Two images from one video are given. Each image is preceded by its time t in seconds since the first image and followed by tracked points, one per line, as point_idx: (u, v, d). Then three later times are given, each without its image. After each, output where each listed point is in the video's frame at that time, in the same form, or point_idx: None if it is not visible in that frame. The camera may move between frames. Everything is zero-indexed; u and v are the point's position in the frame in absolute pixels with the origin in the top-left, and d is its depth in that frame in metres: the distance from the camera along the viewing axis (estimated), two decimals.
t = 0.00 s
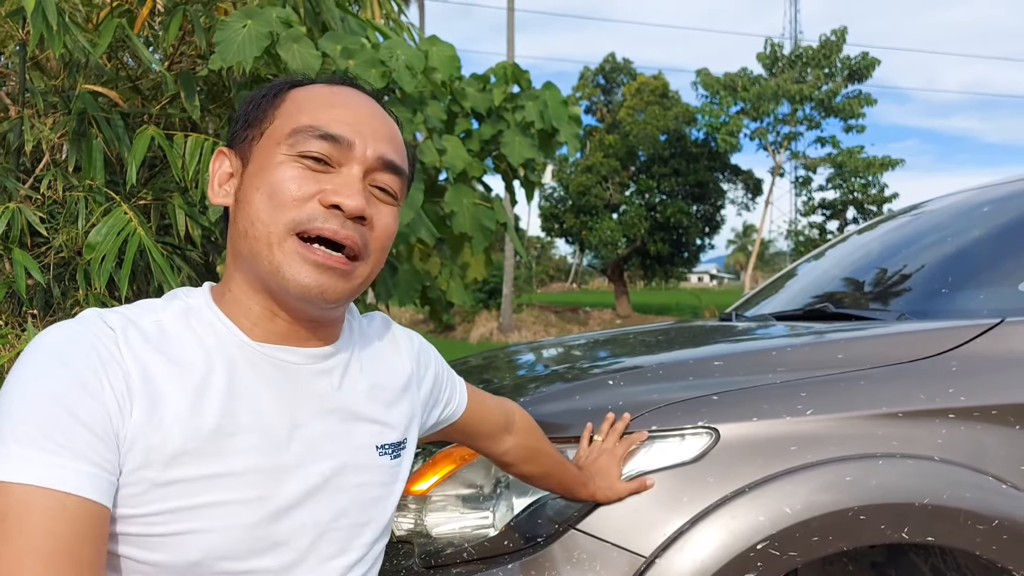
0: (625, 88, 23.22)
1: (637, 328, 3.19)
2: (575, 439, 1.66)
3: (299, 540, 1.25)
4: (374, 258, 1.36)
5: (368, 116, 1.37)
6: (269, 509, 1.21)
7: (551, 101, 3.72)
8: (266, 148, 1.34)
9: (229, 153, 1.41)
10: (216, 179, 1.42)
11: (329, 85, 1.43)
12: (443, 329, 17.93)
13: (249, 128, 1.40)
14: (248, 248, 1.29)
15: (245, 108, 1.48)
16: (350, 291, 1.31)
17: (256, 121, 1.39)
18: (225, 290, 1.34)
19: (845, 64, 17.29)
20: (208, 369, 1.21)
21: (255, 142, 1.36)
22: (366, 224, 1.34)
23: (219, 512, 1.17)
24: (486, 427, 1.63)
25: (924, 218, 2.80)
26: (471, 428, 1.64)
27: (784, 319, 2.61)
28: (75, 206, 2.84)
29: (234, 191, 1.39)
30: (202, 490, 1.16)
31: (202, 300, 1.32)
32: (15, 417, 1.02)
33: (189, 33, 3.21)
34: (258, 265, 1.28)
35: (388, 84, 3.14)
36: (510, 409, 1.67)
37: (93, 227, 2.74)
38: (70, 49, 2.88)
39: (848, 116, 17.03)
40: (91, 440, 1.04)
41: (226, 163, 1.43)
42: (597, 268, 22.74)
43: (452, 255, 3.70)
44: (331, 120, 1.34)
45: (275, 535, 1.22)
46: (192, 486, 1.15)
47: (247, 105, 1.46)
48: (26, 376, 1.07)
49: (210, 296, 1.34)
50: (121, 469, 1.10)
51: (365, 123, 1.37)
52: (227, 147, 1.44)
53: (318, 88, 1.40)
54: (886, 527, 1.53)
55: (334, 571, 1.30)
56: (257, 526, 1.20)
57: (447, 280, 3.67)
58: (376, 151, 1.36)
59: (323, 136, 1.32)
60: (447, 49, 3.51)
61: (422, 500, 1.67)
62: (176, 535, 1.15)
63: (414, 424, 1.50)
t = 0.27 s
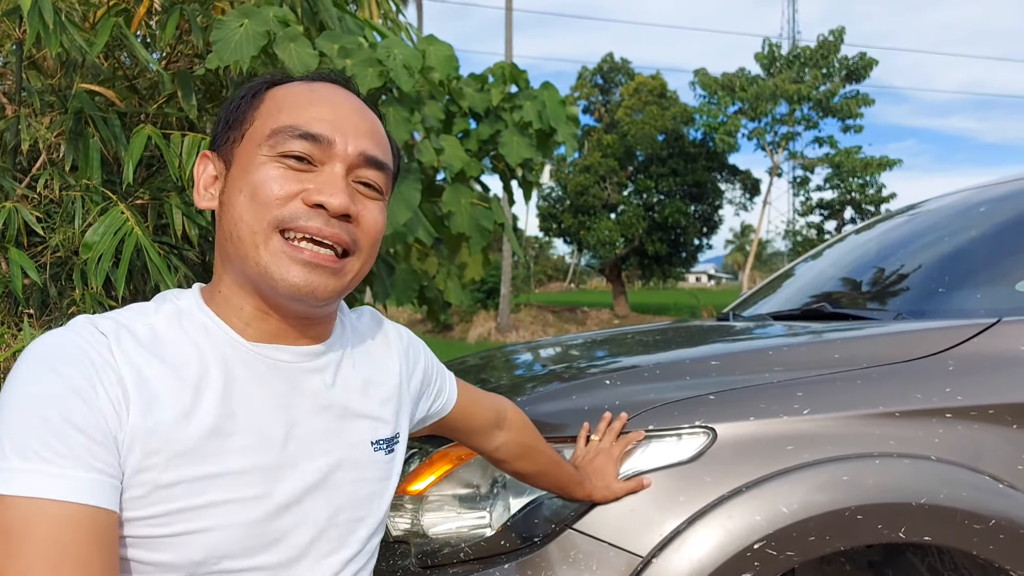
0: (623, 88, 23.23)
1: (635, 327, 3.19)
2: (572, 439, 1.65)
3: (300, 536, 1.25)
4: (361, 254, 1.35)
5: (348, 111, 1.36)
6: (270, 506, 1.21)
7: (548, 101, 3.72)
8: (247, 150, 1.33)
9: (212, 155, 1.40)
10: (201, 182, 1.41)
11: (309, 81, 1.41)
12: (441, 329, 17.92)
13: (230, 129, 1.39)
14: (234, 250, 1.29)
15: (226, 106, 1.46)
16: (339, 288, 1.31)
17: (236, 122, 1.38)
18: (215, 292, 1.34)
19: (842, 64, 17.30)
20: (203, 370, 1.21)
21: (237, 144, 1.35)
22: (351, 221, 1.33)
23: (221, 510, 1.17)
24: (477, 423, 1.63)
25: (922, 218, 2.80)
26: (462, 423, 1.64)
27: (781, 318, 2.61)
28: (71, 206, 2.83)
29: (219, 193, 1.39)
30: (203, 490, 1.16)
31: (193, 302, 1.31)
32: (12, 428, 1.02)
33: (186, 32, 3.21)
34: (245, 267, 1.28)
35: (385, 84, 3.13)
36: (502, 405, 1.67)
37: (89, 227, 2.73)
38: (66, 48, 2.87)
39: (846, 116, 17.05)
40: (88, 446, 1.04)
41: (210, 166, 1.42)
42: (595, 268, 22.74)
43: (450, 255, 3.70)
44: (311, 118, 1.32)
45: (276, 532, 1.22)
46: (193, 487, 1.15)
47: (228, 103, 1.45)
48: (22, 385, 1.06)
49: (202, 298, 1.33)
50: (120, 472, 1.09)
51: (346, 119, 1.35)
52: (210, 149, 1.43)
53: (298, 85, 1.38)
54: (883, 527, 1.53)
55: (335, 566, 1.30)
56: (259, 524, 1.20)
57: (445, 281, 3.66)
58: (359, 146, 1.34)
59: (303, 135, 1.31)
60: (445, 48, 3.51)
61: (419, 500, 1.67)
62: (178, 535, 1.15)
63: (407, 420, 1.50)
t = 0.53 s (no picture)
0: (623, 88, 23.22)
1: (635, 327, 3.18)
2: (572, 439, 1.65)
3: (314, 535, 1.26)
4: (365, 259, 1.35)
5: (347, 117, 1.34)
6: (285, 505, 1.22)
7: (548, 101, 3.72)
8: (247, 159, 1.31)
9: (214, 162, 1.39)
10: (203, 190, 1.40)
11: (308, 84, 1.39)
12: (440, 329, 17.92)
13: (230, 137, 1.37)
14: (239, 260, 1.28)
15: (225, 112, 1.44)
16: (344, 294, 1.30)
17: (236, 130, 1.36)
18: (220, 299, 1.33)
19: (842, 64, 17.30)
20: (219, 370, 1.21)
21: (238, 153, 1.34)
22: (355, 227, 1.32)
23: (237, 510, 1.17)
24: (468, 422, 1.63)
25: (921, 218, 2.80)
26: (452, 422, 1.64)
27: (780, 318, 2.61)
28: (70, 206, 2.83)
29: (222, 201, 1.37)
30: (222, 489, 1.15)
31: (203, 304, 1.30)
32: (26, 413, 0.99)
33: (185, 32, 3.20)
34: (250, 276, 1.27)
35: (384, 84, 3.12)
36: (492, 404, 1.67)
37: (89, 226, 2.72)
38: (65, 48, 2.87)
39: (845, 116, 17.05)
40: (107, 438, 1.02)
41: (211, 173, 1.41)
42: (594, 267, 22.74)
43: (449, 255, 3.70)
44: (310, 125, 1.30)
45: (289, 532, 1.23)
46: (212, 486, 1.14)
47: (227, 108, 1.43)
48: (36, 375, 1.04)
49: (210, 300, 1.32)
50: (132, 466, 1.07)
51: (346, 125, 1.33)
52: (210, 156, 1.41)
53: (296, 90, 1.36)
54: (883, 527, 1.53)
55: (340, 566, 1.31)
56: (274, 522, 1.21)
57: (444, 281, 3.65)
58: (359, 152, 1.33)
59: (303, 143, 1.29)
60: (444, 48, 3.51)
61: (418, 500, 1.67)
62: (196, 534, 1.14)
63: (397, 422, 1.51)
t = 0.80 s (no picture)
0: (622, 88, 23.23)
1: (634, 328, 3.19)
2: (573, 439, 1.65)
3: (327, 539, 1.26)
4: (386, 251, 1.34)
5: (363, 110, 1.34)
6: (300, 509, 1.22)
7: (548, 102, 3.73)
8: (266, 154, 1.32)
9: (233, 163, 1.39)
10: (224, 190, 1.41)
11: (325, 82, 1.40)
12: (440, 329, 17.90)
13: (249, 135, 1.38)
14: (260, 254, 1.28)
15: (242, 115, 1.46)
16: (366, 284, 1.30)
17: (254, 128, 1.37)
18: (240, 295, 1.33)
19: (841, 64, 17.31)
20: (238, 372, 1.21)
21: (256, 150, 1.34)
22: (375, 219, 1.32)
23: (253, 513, 1.17)
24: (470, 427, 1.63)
25: (920, 218, 2.81)
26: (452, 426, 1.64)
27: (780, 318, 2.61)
28: (70, 206, 2.82)
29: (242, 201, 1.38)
30: (238, 492, 1.16)
31: (222, 302, 1.30)
32: (38, 411, 0.99)
33: (184, 33, 3.20)
34: (271, 269, 1.27)
35: (384, 84, 3.12)
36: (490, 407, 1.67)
37: (89, 227, 2.72)
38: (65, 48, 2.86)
39: (844, 117, 17.06)
40: (118, 439, 1.02)
41: (231, 174, 1.42)
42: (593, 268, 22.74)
43: (449, 255, 3.70)
44: (328, 118, 1.31)
45: (305, 535, 1.23)
46: (227, 488, 1.15)
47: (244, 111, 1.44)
48: (52, 372, 1.04)
49: (229, 300, 1.32)
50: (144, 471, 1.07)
51: (363, 117, 1.34)
52: (230, 157, 1.42)
53: (313, 87, 1.37)
54: (883, 527, 1.53)
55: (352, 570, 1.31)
56: (289, 526, 1.21)
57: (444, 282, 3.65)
58: (377, 144, 1.33)
59: (322, 136, 1.30)
60: (444, 49, 3.51)
61: (419, 500, 1.67)
62: (211, 536, 1.15)
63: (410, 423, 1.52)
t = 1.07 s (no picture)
0: (620, 88, 23.23)
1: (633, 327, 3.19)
2: (573, 438, 1.66)
3: (325, 546, 1.28)
4: (382, 266, 1.34)
5: (368, 118, 1.32)
6: (297, 519, 1.23)
7: (546, 101, 3.74)
8: (264, 158, 1.31)
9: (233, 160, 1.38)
10: (219, 188, 1.41)
11: (331, 82, 1.38)
12: (438, 329, 17.90)
13: (248, 134, 1.36)
14: (253, 262, 1.27)
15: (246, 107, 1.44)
16: (358, 300, 1.30)
17: (253, 127, 1.36)
18: (232, 298, 1.33)
19: (839, 63, 17.31)
20: (232, 380, 1.21)
21: (254, 151, 1.33)
22: (371, 233, 1.31)
23: (251, 523, 1.18)
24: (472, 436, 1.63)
25: (918, 218, 2.81)
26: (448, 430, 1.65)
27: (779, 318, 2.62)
28: (69, 206, 2.82)
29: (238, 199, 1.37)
30: (234, 504, 1.17)
31: (214, 305, 1.30)
32: (15, 435, 0.98)
33: (183, 33, 3.20)
34: (264, 279, 1.26)
35: (383, 84, 3.11)
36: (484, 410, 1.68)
37: (88, 227, 2.72)
38: (64, 48, 2.86)
39: (842, 116, 17.07)
40: (96, 462, 1.01)
41: (228, 171, 1.42)
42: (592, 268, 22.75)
43: (448, 255, 3.70)
44: (329, 126, 1.29)
45: (303, 543, 1.25)
46: (222, 501, 1.16)
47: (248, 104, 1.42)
48: (33, 388, 1.03)
49: (221, 301, 1.32)
50: (125, 492, 1.07)
51: (366, 127, 1.32)
52: (228, 152, 1.42)
53: (317, 88, 1.35)
54: (882, 525, 1.53)
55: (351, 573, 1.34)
56: (287, 536, 1.23)
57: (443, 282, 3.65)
58: (378, 156, 1.31)
59: (321, 146, 1.28)
60: (443, 49, 3.51)
61: (419, 499, 1.69)
62: (208, 549, 1.16)
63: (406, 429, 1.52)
